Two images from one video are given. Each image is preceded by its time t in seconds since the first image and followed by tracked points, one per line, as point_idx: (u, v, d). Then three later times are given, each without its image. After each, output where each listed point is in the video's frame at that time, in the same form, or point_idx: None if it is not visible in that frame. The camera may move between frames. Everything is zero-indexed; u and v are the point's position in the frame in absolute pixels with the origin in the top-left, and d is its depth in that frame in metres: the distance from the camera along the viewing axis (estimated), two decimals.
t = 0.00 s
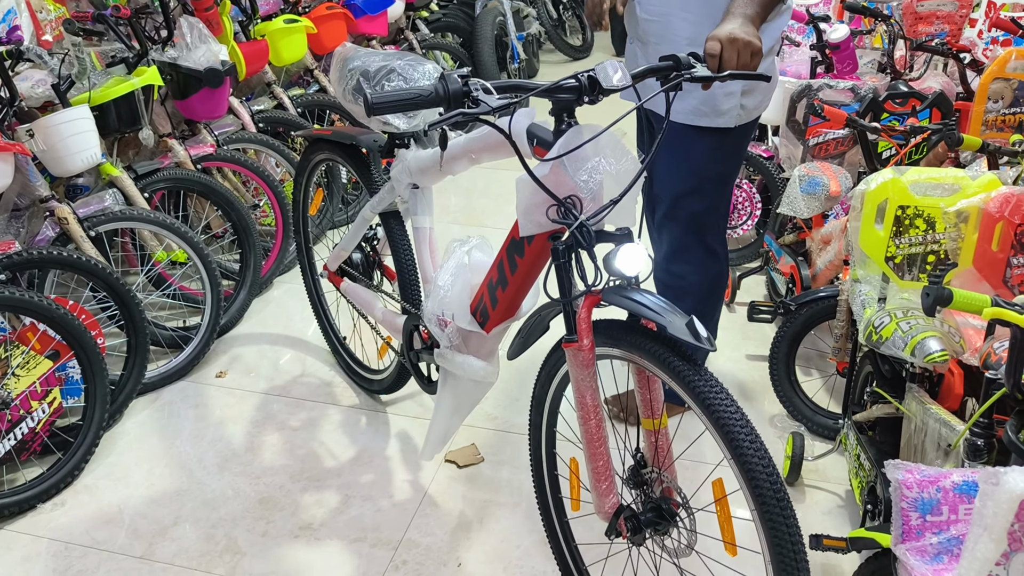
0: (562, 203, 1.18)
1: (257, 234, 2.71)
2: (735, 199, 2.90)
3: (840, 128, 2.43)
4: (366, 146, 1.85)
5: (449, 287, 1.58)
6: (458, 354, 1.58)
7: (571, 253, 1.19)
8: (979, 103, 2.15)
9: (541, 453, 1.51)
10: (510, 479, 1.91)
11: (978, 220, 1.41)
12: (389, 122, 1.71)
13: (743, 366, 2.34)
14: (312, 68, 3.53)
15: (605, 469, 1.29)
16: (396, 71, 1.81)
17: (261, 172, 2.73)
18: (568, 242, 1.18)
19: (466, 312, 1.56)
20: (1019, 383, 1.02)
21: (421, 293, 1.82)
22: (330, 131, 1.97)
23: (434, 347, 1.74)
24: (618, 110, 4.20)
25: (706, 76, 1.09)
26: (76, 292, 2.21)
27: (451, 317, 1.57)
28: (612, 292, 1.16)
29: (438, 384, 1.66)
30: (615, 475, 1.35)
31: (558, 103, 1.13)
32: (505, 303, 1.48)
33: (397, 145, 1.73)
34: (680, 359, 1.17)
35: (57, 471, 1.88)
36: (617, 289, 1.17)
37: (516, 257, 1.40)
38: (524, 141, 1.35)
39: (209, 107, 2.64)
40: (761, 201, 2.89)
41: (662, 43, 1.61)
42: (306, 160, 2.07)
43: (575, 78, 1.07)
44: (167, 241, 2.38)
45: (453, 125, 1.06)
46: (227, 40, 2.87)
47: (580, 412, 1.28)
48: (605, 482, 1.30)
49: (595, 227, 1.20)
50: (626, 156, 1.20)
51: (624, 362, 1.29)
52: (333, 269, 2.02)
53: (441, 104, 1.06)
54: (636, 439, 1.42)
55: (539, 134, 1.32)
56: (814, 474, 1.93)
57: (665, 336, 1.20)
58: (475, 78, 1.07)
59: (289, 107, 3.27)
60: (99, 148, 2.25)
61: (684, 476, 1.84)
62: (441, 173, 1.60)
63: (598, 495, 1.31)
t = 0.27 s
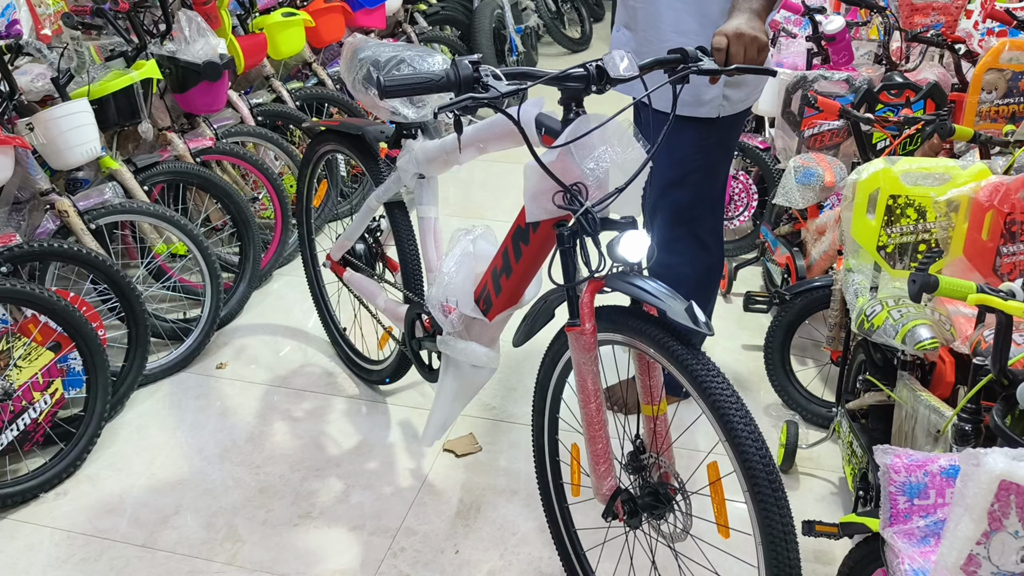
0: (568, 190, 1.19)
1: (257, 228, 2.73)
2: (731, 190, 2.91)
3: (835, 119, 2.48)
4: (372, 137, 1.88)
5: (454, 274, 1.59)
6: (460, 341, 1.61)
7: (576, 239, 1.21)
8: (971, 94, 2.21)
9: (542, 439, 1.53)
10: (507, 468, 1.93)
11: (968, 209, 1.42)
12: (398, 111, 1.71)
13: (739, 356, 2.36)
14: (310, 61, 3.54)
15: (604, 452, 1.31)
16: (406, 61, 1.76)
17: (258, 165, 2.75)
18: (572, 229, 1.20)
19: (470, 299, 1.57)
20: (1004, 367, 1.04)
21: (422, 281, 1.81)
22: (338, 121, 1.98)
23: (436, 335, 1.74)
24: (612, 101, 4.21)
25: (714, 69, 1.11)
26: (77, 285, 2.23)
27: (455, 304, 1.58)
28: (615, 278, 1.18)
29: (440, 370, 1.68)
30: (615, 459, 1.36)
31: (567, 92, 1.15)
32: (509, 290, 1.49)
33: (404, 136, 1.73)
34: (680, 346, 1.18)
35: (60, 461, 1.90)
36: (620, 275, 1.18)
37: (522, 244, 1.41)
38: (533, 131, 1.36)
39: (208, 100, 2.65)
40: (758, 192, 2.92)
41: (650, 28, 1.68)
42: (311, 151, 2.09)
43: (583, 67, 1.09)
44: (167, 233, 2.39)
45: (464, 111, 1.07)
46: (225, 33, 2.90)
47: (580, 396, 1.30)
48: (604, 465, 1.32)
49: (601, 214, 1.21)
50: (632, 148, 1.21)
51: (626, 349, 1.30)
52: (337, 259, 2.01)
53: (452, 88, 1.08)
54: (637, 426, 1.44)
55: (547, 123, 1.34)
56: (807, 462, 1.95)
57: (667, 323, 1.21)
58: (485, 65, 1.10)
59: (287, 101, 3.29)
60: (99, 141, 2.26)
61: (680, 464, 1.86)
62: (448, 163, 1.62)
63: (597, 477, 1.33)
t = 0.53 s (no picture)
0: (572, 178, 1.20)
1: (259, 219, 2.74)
2: (730, 179, 2.92)
3: (832, 108, 2.50)
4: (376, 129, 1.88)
5: (457, 262, 1.60)
6: (464, 328, 1.62)
7: (580, 226, 1.22)
8: (969, 81, 2.21)
9: (544, 424, 1.54)
10: (508, 456, 1.95)
11: (964, 196, 1.43)
12: (403, 101, 1.68)
13: (738, 344, 2.38)
14: (310, 53, 3.55)
15: (606, 436, 1.32)
16: (412, 51, 1.71)
17: (260, 157, 2.75)
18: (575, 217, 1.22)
19: (473, 286, 1.58)
20: (998, 351, 1.04)
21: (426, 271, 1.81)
22: (343, 112, 1.98)
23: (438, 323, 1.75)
24: (608, 92, 4.21)
25: (716, 59, 1.11)
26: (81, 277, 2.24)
27: (459, 292, 1.59)
28: (617, 264, 1.19)
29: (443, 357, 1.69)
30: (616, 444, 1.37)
31: (571, 80, 1.14)
32: (512, 278, 1.50)
33: (408, 126, 1.73)
34: (682, 330, 1.19)
35: (66, 451, 1.92)
36: (622, 261, 1.19)
37: (525, 232, 1.42)
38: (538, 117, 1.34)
39: (208, 92, 2.66)
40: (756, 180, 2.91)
41: (643, 18, 1.70)
42: (315, 142, 2.09)
43: (588, 56, 1.09)
44: (169, 225, 2.41)
45: (471, 97, 1.06)
46: (225, 25, 2.88)
47: (583, 380, 1.30)
48: (606, 449, 1.32)
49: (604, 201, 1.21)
50: (635, 136, 1.21)
51: (627, 334, 1.31)
52: (340, 248, 2.00)
53: (460, 76, 1.07)
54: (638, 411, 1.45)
55: (552, 110, 1.33)
56: (806, 448, 1.96)
57: (669, 306, 1.22)
58: (492, 53, 1.10)
59: (287, 93, 3.29)
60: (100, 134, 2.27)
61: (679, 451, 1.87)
62: (451, 152, 1.62)
63: (598, 461, 1.34)
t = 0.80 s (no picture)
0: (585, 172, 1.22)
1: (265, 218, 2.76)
2: (734, 173, 2.93)
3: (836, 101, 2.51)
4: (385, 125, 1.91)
5: (469, 258, 1.63)
6: (476, 322, 1.63)
7: (592, 221, 1.23)
8: (973, 74, 2.22)
9: (555, 418, 1.55)
10: (518, 450, 1.97)
11: (970, 187, 1.44)
12: (413, 98, 1.70)
13: (744, 338, 2.39)
14: (313, 51, 3.56)
15: (619, 430, 1.34)
16: (422, 48, 1.72)
17: (265, 154, 2.78)
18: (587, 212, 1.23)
19: (485, 281, 1.60)
20: (1006, 343, 1.04)
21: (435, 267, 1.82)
22: (349, 109, 1.99)
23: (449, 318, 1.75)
24: (617, 88, 4.23)
25: (726, 55, 1.12)
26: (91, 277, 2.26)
27: (471, 286, 1.61)
28: (631, 259, 1.20)
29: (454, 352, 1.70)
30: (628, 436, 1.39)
31: (584, 76, 1.17)
32: (524, 273, 1.51)
33: (418, 123, 1.73)
34: (696, 322, 1.20)
35: (79, 450, 1.94)
36: (635, 256, 1.20)
37: (537, 228, 1.43)
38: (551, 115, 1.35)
39: (213, 92, 2.67)
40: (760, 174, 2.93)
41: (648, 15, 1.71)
42: (323, 140, 2.10)
43: (601, 52, 1.11)
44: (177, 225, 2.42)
45: (485, 94, 1.08)
46: (230, 24, 2.89)
47: (596, 374, 1.32)
48: (619, 441, 1.35)
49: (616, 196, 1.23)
50: (647, 132, 1.22)
51: (639, 328, 1.32)
52: (349, 245, 2.02)
53: (475, 72, 1.08)
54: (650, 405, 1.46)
55: (565, 108, 1.33)
56: (813, 440, 1.98)
57: (682, 300, 1.24)
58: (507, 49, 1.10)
59: (291, 91, 3.29)
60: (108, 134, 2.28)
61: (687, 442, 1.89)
62: (462, 149, 1.63)
63: (611, 454, 1.36)
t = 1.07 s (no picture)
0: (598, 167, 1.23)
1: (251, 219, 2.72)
2: (720, 168, 2.95)
3: (822, 96, 2.51)
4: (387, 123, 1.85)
5: (473, 254, 1.63)
6: (480, 319, 1.62)
7: (605, 216, 1.24)
8: (955, 68, 2.25)
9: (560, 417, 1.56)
10: (515, 449, 1.97)
11: (961, 180, 1.46)
12: (416, 95, 1.67)
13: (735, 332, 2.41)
14: (295, 51, 3.52)
15: (630, 424, 1.34)
16: (427, 46, 1.72)
17: (249, 156, 2.74)
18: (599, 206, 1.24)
19: (490, 278, 1.60)
20: (1007, 333, 1.07)
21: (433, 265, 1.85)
22: (348, 108, 1.98)
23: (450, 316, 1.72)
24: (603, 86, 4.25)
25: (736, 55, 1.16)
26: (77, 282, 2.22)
27: (477, 284, 1.61)
28: (643, 254, 1.21)
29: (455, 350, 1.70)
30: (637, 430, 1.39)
31: (596, 72, 1.19)
32: (528, 270, 1.52)
33: (419, 122, 1.71)
34: (709, 314, 1.21)
35: (71, 458, 1.91)
36: (647, 249, 1.21)
37: (545, 223, 1.43)
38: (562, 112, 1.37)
39: (197, 93, 2.64)
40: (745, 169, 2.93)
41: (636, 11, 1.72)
42: (317, 139, 2.10)
43: (614, 48, 1.12)
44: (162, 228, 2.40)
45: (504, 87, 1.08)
46: (211, 25, 2.86)
47: (607, 367, 1.32)
48: (630, 435, 1.35)
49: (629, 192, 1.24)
50: (658, 129, 1.22)
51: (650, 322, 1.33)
52: (344, 245, 2.01)
53: (494, 66, 1.08)
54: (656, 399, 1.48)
55: (577, 105, 1.37)
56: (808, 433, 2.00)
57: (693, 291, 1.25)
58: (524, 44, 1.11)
59: (273, 91, 3.25)
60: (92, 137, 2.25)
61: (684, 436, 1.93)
62: (466, 147, 1.63)
63: (621, 447, 1.37)
